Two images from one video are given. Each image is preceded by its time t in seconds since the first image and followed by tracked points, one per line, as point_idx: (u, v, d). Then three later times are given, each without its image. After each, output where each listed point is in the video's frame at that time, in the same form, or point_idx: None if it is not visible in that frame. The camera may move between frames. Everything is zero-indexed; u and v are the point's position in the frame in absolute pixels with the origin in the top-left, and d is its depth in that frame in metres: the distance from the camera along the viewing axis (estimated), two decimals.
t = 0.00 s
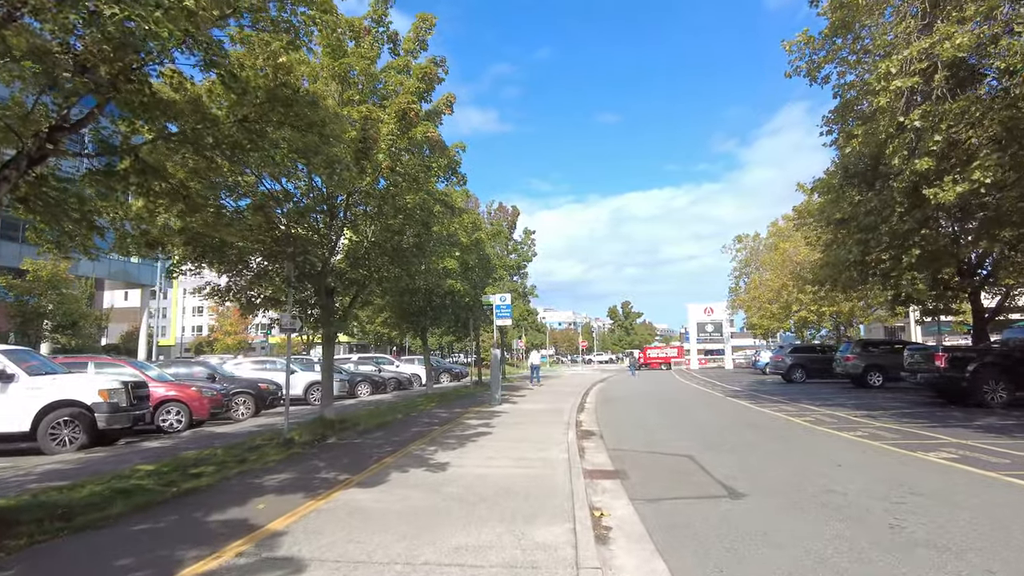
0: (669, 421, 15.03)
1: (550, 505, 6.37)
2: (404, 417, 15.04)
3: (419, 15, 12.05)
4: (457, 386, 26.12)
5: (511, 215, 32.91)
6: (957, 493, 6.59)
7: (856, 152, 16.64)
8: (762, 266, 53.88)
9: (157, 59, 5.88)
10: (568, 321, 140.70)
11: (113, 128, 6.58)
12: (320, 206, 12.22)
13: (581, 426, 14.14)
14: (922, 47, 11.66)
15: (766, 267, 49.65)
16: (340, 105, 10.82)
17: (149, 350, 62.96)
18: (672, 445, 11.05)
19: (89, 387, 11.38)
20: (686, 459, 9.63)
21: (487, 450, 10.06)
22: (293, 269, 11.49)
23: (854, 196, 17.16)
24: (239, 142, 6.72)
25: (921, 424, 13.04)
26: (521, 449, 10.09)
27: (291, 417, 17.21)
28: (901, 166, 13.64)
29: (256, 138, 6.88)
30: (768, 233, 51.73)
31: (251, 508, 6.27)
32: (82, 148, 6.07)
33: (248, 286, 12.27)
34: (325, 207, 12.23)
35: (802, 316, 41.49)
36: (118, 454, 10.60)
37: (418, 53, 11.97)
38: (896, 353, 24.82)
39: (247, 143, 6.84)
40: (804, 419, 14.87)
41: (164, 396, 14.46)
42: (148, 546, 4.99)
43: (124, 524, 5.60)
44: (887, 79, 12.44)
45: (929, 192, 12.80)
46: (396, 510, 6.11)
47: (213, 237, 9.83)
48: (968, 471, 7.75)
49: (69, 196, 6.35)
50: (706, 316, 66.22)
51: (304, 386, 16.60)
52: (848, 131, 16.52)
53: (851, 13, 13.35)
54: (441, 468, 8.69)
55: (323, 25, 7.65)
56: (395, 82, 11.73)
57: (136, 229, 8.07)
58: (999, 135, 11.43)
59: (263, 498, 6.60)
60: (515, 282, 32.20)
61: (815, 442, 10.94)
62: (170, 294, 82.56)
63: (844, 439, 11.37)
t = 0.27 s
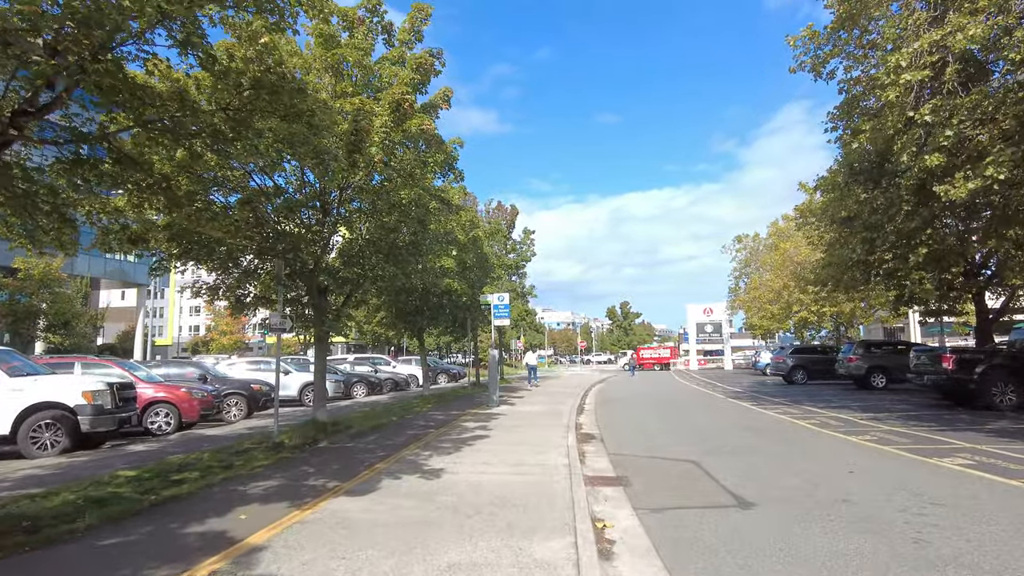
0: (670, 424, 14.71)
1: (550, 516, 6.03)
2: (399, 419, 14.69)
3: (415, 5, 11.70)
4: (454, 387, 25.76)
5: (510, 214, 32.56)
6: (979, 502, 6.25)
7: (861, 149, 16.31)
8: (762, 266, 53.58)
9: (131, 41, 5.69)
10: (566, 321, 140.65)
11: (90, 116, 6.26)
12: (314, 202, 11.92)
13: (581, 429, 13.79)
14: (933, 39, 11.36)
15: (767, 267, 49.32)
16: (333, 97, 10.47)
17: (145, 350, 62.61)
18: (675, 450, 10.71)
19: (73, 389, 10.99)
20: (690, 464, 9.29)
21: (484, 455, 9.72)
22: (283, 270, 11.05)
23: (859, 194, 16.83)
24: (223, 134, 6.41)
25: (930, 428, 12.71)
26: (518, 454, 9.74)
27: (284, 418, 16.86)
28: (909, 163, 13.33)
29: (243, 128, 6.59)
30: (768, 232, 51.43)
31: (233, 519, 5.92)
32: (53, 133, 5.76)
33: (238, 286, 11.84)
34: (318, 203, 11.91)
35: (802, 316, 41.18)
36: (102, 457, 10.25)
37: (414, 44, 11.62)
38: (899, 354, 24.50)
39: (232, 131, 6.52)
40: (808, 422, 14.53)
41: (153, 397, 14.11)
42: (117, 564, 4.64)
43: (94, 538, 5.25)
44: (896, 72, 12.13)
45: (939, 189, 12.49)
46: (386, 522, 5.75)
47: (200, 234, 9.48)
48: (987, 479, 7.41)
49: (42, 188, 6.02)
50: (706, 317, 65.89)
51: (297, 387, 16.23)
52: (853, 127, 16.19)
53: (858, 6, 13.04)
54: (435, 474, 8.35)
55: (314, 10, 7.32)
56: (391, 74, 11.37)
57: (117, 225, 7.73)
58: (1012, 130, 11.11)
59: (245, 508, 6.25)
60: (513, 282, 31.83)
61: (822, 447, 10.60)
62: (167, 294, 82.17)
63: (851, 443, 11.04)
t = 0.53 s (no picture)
0: (669, 424, 14.38)
1: (547, 523, 5.67)
2: (392, 419, 14.30)
3: None
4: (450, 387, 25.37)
5: (508, 211, 32.18)
6: (1001, 508, 5.90)
7: (865, 144, 15.96)
8: (761, 265, 53.26)
9: (100, 15, 5.42)
10: (564, 320, 140.31)
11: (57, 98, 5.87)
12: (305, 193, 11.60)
13: (578, 429, 13.41)
14: (943, 28, 11.03)
15: (766, 265, 48.98)
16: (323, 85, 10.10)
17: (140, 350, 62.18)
18: (677, 451, 10.34)
19: (52, 388, 10.61)
20: (692, 466, 8.94)
21: (477, 456, 9.34)
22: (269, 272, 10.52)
23: (862, 190, 16.48)
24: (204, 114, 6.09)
25: (938, 428, 12.35)
26: (514, 455, 9.38)
27: (275, 419, 16.46)
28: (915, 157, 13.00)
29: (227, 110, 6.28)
30: (767, 231, 51.10)
31: (207, 526, 5.54)
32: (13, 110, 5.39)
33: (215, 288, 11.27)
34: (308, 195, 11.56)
35: (802, 315, 40.85)
36: (81, 459, 9.87)
37: (406, 32, 11.25)
38: (901, 353, 24.18)
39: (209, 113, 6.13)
40: (812, 422, 14.18)
41: (139, 396, 13.71)
42: None
43: (55, 548, 4.88)
44: (903, 62, 11.80)
45: (947, 183, 12.16)
46: (371, 531, 5.39)
47: (183, 227, 9.07)
48: (1006, 482, 7.06)
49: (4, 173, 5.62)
50: (704, 316, 65.54)
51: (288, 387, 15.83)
52: (857, 121, 15.84)
53: None
54: (426, 477, 7.98)
55: None
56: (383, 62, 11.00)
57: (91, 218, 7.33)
58: None
59: (222, 515, 5.89)
60: (510, 280, 31.44)
61: (828, 447, 10.24)
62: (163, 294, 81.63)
63: (858, 444, 10.69)
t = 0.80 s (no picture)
0: (667, 426, 14.04)
1: (542, 537, 5.29)
2: (385, 423, 13.92)
3: None
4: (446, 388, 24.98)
5: (505, 210, 31.79)
6: None
7: (870, 139, 15.57)
8: (761, 264, 52.95)
9: None
10: (562, 320, 139.93)
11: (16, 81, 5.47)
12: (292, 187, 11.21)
13: (576, 432, 13.03)
14: (953, 17, 10.68)
15: (765, 264, 48.64)
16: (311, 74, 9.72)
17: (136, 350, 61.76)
18: (679, 455, 9.97)
19: (29, 391, 10.23)
20: (696, 472, 8.55)
21: (471, 462, 8.96)
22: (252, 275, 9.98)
23: (866, 186, 16.14)
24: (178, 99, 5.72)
25: (946, 430, 11.99)
26: (509, 460, 8.99)
27: (265, 421, 16.07)
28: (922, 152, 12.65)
29: (202, 96, 5.92)
30: (766, 230, 50.77)
31: (175, 541, 5.15)
32: None
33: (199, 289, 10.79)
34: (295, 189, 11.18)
35: (801, 315, 40.53)
36: (57, 465, 9.48)
37: (398, 21, 10.87)
38: (904, 353, 23.83)
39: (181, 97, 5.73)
40: (816, 424, 13.81)
41: (124, 398, 13.28)
42: None
43: (6, 567, 4.49)
44: (911, 53, 11.45)
45: (956, 177, 11.81)
46: (352, 546, 5.01)
47: (163, 222, 8.68)
48: None
49: None
50: (703, 316, 65.19)
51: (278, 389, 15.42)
52: (862, 116, 15.48)
53: None
54: (416, 484, 7.59)
55: None
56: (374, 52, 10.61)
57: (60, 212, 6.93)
58: None
59: (195, 528, 5.50)
60: (507, 279, 31.03)
61: (834, 451, 9.88)
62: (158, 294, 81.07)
63: (866, 447, 10.32)
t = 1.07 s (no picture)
0: (667, 428, 13.73)
1: (538, 548, 4.93)
2: (378, 424, 13.55)
3: None
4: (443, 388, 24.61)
5: (503, 208, 31.42)
6: None
7: (875, 134, 15.23)
8: (760, 263, 52.61)
9: None
10: (561, 320, 139.55)
11: None
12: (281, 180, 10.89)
13: (575, 433, 12.67)
14: (965, 3, 10.34)
15: (765, 263, 48.31)
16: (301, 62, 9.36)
17: (132, 350, 61.35)
18: (681, 458, 9.63)
19: (7, 391, 9.84)
20: (700, 476, 8.18)
21: (465, 465, 8.60)
22: (240, 271, 9.59)
23: (872, 181, 15.78)
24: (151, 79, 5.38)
25: (956, 431, 11.63)
26: (505, 464, 8.62)
27: (257, 422, 15.69)
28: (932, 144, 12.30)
29: (178, 78, 5.60)
30: (766, 228, 50.41)
31: (142, 554, 4.77)
32: None
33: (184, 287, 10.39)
34: (284, 182, 10.87)
35: (802, 314, 40.18)
36: (34, 468, 9.10)
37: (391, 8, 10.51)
38: (907, 352, 23.48)
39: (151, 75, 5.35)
40: (821, 425, 13.46)
41: (110, 399, 12.89)
42: None
43: None
44: (921, 42, 11.11)
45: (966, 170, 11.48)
46: (333, 558, 4.64)
47: (143, 214, 8.30)
48: None
49: None
50: (702, 315, 64.82)
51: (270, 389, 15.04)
52: (868, 109, 15.12)
53: None
54: (407, 489, 7.23)
55: None
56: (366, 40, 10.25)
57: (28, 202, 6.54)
58: None
59: (165, 538, 5.13)
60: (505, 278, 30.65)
61: (843, 453, 9.54)
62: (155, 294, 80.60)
63: (876, 449, 9.96)
